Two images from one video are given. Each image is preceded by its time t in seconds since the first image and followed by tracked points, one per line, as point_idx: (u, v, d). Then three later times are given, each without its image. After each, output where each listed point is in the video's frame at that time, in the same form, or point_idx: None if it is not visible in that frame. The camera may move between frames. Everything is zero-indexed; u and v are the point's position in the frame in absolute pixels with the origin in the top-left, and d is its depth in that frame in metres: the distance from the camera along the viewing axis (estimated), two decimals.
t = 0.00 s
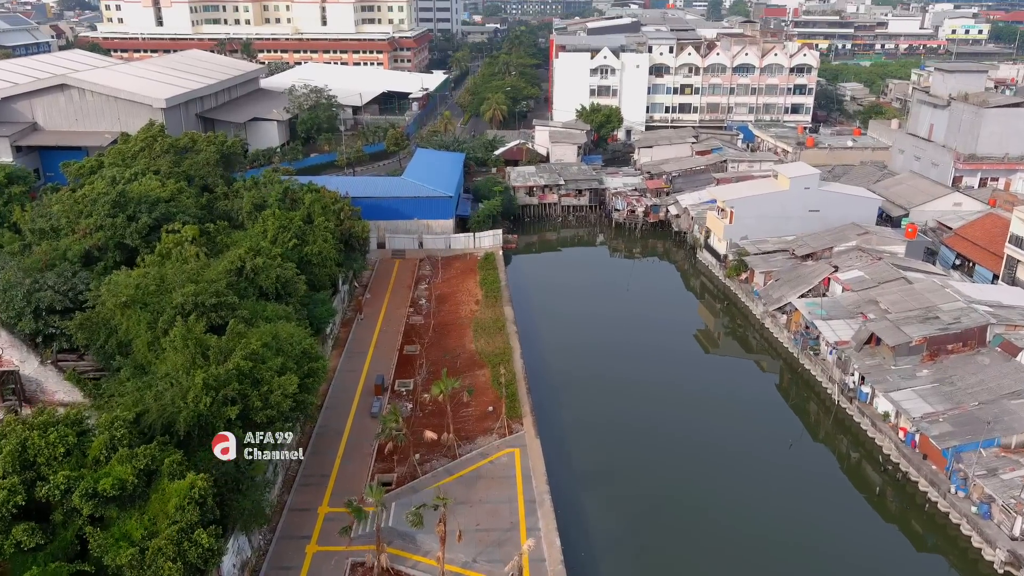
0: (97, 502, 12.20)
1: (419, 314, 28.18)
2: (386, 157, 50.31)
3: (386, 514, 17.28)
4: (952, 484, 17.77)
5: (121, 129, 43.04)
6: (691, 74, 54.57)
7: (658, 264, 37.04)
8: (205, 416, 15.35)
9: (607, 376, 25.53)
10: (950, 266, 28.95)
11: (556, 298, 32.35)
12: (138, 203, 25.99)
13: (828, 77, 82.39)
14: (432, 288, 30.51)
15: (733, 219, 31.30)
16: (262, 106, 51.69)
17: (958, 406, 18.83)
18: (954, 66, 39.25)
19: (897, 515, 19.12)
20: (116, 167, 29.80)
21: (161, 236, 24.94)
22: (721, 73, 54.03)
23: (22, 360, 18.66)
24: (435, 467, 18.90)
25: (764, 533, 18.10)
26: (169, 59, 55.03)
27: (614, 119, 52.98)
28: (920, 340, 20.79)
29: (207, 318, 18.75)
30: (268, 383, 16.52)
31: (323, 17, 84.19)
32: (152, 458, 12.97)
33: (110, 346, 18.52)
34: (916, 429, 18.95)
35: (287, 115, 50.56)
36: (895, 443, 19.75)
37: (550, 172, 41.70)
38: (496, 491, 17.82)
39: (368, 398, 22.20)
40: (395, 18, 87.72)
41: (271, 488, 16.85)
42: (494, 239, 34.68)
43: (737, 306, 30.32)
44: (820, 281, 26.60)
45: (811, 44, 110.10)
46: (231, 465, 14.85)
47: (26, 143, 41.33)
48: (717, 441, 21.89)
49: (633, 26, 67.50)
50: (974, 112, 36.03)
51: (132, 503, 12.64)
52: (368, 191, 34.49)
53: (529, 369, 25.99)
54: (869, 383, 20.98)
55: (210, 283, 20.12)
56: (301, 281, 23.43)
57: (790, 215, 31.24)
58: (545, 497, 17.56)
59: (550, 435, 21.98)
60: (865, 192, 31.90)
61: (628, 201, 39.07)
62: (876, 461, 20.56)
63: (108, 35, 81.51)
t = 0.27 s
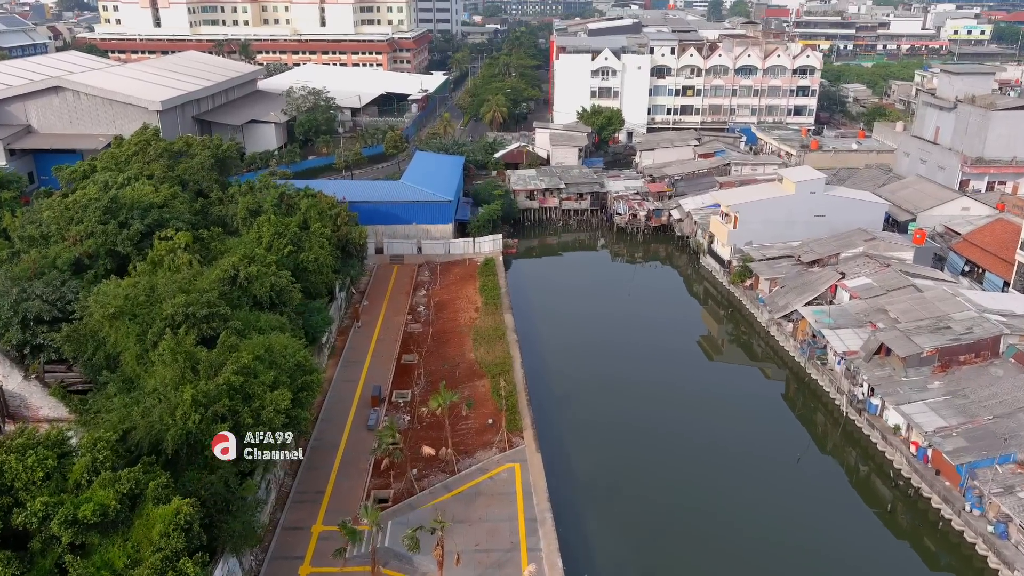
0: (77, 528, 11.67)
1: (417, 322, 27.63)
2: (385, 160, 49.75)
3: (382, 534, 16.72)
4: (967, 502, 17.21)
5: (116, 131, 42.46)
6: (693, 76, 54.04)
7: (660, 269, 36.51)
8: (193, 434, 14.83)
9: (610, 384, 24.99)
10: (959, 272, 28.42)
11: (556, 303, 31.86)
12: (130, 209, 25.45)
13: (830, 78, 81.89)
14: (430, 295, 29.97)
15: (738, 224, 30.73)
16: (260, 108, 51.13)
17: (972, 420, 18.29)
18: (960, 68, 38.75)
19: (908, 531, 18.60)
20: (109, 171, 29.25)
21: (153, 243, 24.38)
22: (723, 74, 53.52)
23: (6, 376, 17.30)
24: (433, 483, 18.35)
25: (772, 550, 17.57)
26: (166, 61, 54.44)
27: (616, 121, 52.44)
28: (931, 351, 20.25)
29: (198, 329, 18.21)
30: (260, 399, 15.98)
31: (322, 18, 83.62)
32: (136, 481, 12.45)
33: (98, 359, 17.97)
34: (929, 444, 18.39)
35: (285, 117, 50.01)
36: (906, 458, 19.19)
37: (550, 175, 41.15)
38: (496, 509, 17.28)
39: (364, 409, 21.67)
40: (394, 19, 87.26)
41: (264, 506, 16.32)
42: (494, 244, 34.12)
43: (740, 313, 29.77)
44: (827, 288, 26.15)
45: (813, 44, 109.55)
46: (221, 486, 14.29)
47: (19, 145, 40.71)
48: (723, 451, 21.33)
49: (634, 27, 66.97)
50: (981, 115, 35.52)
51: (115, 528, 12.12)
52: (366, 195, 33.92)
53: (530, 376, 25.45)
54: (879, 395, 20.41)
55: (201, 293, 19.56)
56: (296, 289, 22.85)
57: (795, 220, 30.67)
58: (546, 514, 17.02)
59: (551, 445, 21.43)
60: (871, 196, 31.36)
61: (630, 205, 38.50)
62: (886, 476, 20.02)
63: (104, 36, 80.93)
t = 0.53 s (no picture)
0: (54, 555, 11.14)
1: (414, 328, 27.12)
2: (383, 162, 49.27)
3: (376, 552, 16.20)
4: (980, 518, 16.68)
5: (111, 134, 41.96)
6: (695, 77, 53.53)
7: (662, 273, 36.01)
8: (179, 451, 14.30)
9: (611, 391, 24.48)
10: (966, 278, 27.90)
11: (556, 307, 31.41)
12: (121, 215, 24.93)
13: (833, 78, 81.39)
14: (428, 300, 29.47)
15: (741, 229, 30.22)
16: (257, 110, 50.64)
17: (984, 432, 17.78)
18: (966, 70, 38.23)
19: (918, 547, 18.05)
20: (101, 174, 28.73)
21: (144, 249, 23.86)
22: (724, 75, 53.03)
23: None
24: (429, 498, 17.83)
25: (778, 567, 17.05)
26: (162, 62, 53.92)
27: (617, 122, 51.92)
28: (941, 360, 19.72)
29: (187, 340, 17.68)
30: (250, 413, 15.44)
31: (321, 19, 83.08)
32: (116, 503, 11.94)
33: (84, 371, 17.44)
34: (939, 458, 17.85)
35: (283, 119, 49.51)
36: (915, 471, 18.66)
37: (550, 178, 40.65)
38: (493, 525, 16.75)
39: (359, 419, 21.16)
40: (393, 20, 86.83)
41: (254, 523, 15.81)
42: (493, 249, 33.67)
43: (744, 319, 29.27)
44: (832, 295, 25.63)
45: (814, 44, 108.97)
46: (207, 505, 13.73)
47: (13, 148, 40.23)
48: (727, 463, 20.83)
49: (635, 28, 66.44)
50: (987, 117, 35.03)
51: (95, 553, 11.61)
52: (363, 199, 33.41)
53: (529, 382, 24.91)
54: (887, 406, 19.88)
55: (191, 302, 19.03)
56: (290, 296, 22.28)
57: (799, 225, 30.19)
58: (546, 531, 16.51)
59: (550, 457, 20.92)
60: (876, 200, 30.87)
61: (631, 208, 37.99)
62: (894, 489, 19.51)
63: (102, 37, 80.42)
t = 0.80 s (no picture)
0: None
1: (410, 334, 26.67)
2: (381, 164, 48.86)
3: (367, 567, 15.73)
4: (989, 533, 16.21)
5: (105, 135, 41.49)
6: (696, 77, 53.06)
7: (663, 277, 35.55)
8: (163, 465, 13.88)
9: (610, 399, 24.08)
10: (972, 282, 27.44)
11: (555, 313, 31.00)
12: (111, 219, 24.48)
13: (835, 79, 80.98)
14: (425, 305, 29.02)
15: (742, 232, 29.77)
16: (254, 111, 50.19)
17: (993, 444, 17.33)
18: (971, 70, 37.50)
19: (925, 560, 17.59)
20: (92, 178, 28.26)
21: (134, 254, 23.39)
22: (725, 76, 52.58)
23: None
24: (423, 511, 17.37)
25: None
26: (158, 62, 53.43)
27: (617, 123, 51.47)
28: (948, 369, 19.25)
29: (174, 349, 17.21)
30: (237, 425, 14.99)
31: (319, 19, 82.58)
32: (94, 523, 11.48)
33: (67, 381, 16.96)
34: (947, 470, 17.40)
35: (280, 120, 49.07)
36: (922, 483, 18.19)
37: (549, 180, 40.20)
38: (489, 540, 16.29)
39: (353, 428, 20.71)
40: (392, 20, 86.35)
41: (242, 538, 15.36)
42: (491, 253, 33.21)
43: (745, 324, 28.81)
44: (835, 300, 25.17)
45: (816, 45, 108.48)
46: (191, 522, 13.26)
47: (6, 149, 39.79)
48: (728, 473, 20.41)
49: (635, 28, 65.98)
50: (992, 119, 34.60)
51: None
52: (359, 202, 32.96)
53: (526, 391, 24.52)
54: (892, 416, 19.41)
55: (180, 310, 18.57)
56: (282, 302, 21.81)
57: (801, 228, 29.74)
58: (543, 546, 16.05)
59: (548, 467, 20.50)
60: (880, 203, 30.40)
61: (631, 211, 37.53)
62: (900, 500, 19.05)
63: (99, 37, 79.98)
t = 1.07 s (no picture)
0: None
1: (405, 339, 26.25)
2: (378, 166, 48.44)
3: None
4: (996, 548, 15.78)
5: (99, 136, 41.08)
6: (695, 78, 52.63)
7: (663, 280, 35.12)
8: (144, 480, 13.45)
9: (608, 403, 23.59)
10: (975, 287, 27.01)
11: (553, 315, 30.52)
12: (100, 223, 24.06)
13: (836, 79, 80.52)
14: (420, 310, 28.60)
15: (742, 235, 29.34)
16: (250, 112, 49.76)
17: (999, 455, 16.89)
18: (973, 72, 37.09)
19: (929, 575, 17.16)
20: (83, 181, 27.87)
21: (123, 259, 22.98)
22: (725, 77, 52.16)
23: None
24: (415, 524, 16.92)
25: None
26: (154, 63, 53.01)
27: (616, 124, 51.02)
28: (952, 378, 18.82)
29: (160, 358, 16.80)
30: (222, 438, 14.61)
31: (317, 19, 82.14)
32: (69, 544, 11.07)
33: (50, 392, 16.56)
34: (951, 481, 16.99)
35: (275, 121, 48.64)
36: (926, 495, 17.75)
37: (547, 182, 39.78)
38: (482, 555, 15.87)
39: (344, 437, 20.29)
40: (391, 20, 85.94)
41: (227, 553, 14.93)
42: (487, 256, 32.79)
43: (746, 329, 28.39)
44: (837, 305, 24.74)
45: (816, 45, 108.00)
46: (172, 540, 12.95)
47: None
48: (727, 481, 19.97)
49: (635, 28, 65.54)
50: (995, 120, 34.15)
51: None
52: (353, 204, 32.52)
53: (522, 396, 24.06)
54: (896, 425, 18.98)
55: (167, 317, 18.15)
56: (273, 308, 21.39)
57: (802, 232, 29.32)
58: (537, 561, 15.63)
59: (544, 476, 20.06)
60: (882, 206, 29.95)
61: (630, 213, 37.10)
62: (903, 512, 18.62)
63: (96, 37, 79.58)
